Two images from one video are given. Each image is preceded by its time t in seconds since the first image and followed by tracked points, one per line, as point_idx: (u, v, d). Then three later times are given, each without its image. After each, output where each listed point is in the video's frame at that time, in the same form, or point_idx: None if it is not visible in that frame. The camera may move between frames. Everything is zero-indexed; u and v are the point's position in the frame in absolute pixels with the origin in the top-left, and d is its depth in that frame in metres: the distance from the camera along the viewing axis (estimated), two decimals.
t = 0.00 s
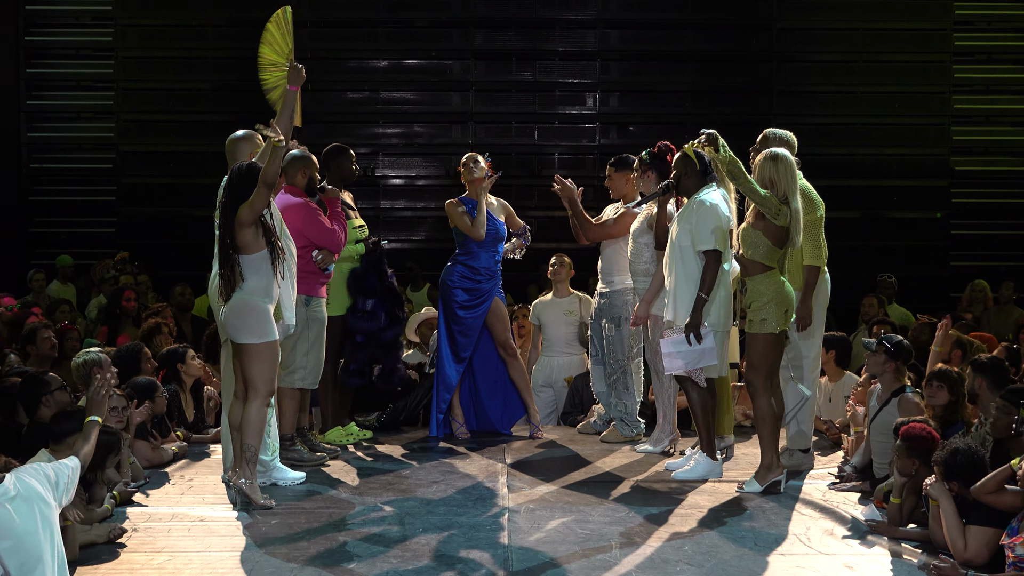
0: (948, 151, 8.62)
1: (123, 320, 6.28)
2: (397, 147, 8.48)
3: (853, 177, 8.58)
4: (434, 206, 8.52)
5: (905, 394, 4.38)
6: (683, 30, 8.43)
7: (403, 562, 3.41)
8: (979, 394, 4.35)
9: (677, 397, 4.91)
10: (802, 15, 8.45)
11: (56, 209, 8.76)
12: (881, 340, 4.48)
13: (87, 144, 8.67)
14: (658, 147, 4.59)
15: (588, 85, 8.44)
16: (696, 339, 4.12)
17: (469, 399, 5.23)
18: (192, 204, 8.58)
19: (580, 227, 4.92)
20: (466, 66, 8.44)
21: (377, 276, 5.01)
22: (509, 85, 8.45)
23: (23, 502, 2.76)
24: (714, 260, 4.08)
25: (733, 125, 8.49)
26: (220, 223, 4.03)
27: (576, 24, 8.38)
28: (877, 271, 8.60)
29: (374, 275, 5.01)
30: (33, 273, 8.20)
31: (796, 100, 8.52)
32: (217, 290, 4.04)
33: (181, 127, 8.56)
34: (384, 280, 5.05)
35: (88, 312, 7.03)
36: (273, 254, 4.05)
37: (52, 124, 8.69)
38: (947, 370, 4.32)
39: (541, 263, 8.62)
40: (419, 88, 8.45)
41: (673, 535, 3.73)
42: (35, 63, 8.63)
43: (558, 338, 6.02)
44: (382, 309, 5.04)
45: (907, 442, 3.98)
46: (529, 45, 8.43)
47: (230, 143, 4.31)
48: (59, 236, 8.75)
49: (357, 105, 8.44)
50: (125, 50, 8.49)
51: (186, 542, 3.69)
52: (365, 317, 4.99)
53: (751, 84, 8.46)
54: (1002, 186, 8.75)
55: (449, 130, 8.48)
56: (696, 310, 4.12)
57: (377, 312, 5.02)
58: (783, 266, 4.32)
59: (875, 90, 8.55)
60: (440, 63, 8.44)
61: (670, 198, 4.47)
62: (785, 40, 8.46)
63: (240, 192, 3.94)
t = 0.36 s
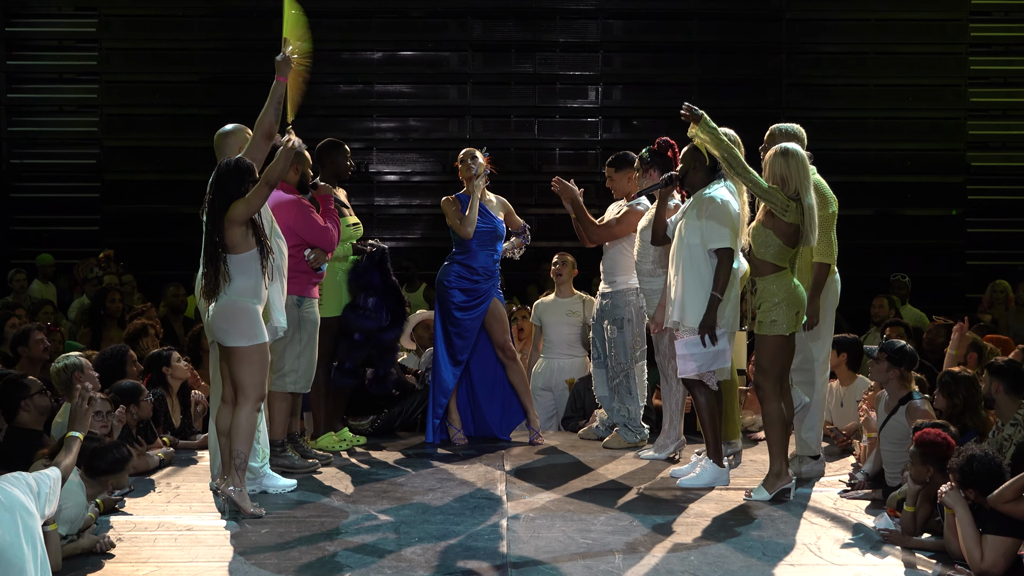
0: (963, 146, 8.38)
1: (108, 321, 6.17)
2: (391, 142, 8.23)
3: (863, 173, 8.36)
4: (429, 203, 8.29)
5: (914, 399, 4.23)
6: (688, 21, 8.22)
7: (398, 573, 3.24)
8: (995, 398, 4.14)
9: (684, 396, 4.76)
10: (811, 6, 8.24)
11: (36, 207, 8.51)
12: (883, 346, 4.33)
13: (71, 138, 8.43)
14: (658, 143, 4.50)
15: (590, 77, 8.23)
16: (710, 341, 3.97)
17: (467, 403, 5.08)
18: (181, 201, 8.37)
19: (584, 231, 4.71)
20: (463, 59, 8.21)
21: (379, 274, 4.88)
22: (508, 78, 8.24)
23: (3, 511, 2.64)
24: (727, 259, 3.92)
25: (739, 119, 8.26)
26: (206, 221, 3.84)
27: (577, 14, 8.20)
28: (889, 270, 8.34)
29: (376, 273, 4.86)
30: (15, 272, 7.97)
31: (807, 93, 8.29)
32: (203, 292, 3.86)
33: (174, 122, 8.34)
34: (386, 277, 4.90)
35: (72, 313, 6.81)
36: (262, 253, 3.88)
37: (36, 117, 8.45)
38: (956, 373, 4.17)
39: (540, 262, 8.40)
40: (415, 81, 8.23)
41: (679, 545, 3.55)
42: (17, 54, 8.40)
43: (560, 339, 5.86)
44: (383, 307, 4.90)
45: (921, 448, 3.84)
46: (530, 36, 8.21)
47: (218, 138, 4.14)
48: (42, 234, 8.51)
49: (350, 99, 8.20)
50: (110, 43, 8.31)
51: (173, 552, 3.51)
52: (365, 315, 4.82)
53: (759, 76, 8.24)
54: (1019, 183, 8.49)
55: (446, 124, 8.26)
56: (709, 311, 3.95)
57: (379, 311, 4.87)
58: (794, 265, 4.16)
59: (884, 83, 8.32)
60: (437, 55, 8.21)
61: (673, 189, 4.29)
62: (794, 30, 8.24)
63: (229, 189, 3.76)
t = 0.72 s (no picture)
0: (981, 141, 7.96)
1: (91, 322, 6.00)
2: (386, 136, 7.84)
3: (874, 169, 7.97)
4: (425, 200, 7.91)
5: (923, 406, 4.06)
6: (695, 11, 7.84)
7: None
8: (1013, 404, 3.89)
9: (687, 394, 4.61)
10: None
11: (19, 204, 8.18)
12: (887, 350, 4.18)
13: (54, 132, 8.10)
14: (665, 139, 4.33)
15: (592, 69, 7.84)
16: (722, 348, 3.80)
17: (464, 407, 4.93)
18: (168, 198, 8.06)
19: (591, 241, 4.58)
20: (460, 49, 7.81)
21: (374, 273, 4.70)
22: (507, 70, 7.85)
23: None
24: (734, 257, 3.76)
25: (746, 113, 7.88)
26: (192, 219, 3.69)
27: (580, 3, 7.80)
28: (901, 270, 7.98)
29: (371, 271, 4.69)
30: None
31: (816, 86, 7.90)
32: (190, 292, 3.70)
33: (164, 116, 7.94)
34: (380, 275, 4.73)
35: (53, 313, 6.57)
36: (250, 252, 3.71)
37: (18, 112, 8.12)
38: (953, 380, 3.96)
39: (540, 261, 8.04)
40: (409, 73, 7.83)
41: (686, 556, 3.37)
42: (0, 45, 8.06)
43: (562, 341, 5.71)
44: (381, 307, 4.72)
45: (936, 455, 3.62)
46: (528, 26, 7.83)
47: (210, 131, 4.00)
48: (23, 232, 8.17)
49: (343, 92, 7.82)
50: (93, 33, 7.95)
51: (158, 563, 3.34)
52: (364, 317, 4.64)
53: (766, 68, 7.85)
54: None
55: (442, 118, 7.84)
56: (720, 315, 3.79)
57: (376, 311, 4.69)
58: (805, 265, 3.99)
59: (899, 74, 7.93)
60: (433, 46, 7.80)
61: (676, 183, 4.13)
62: (801, 20, 7.87)
63: (216, 185, 3.61)
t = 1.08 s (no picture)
0: (997, 136, 7.57)
1: (71, 326, 5.84)
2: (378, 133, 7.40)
3: (891, 167, 7.55)
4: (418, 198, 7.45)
5: (924, 412, 3.86)
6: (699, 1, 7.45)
7: None
8: None
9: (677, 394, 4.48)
10: None
11: None
12: (886, 355, 4.04)
13: (35, 128, 7.60)
14: (676, 136, 4.11)
15: (592, 63, 7.46)
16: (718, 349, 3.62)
17: (459, 414, 4.77)
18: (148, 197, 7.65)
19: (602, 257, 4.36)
20: (455, 43, 7.42)
21: (364, 274, 4.54)
22: (505, 64, 7.45)
23: None
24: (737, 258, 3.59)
25: (754, 109, 7.49)
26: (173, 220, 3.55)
27: None
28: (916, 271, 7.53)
29: (361, 272, 4.53)
30: None
31: (824, 80, 7.52)
32: (172, 295, 3.56)
33: (146, 111, 7.49)
34: (370, 276, 4.56)
35: (31, 317, 6.35)
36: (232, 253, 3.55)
37: None
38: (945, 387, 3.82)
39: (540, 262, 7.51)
40: (403, 66, 7.42)
41: (691, 568, 3.20)
42: None
43: (563, 346, 5.55)
44: (371, 310, 4.55)
45: (953, 461, 3.42)
46: (525, 18, 7.44)
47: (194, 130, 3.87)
48: None
49: (332, 87, 7.38)
50: (73, 26, 7.50)
51: None
52: (352, 319, 4.47)
53: (770, 61, 7.46)
54: None
55: (437, 114, 7.43)
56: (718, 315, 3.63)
57: (366, 314, 4.52)
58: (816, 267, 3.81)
59: (912, 69, 7.55)
60: (426, 39, 7.41)
61: (681, 182, 3.98)
62: (810, 12, 7.49)
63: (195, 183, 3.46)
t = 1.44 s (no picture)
0: (1011, 132, 7.26)
1: (58, 326, 5.75)
2: (374, 128, 7.12)
3: (904, 163, 7.24)
4: (416, 196, 7.20)
5: (923, 414, 3.74)
6: None
7: None
8: None
9: (661, 396, 4.36)
10: None
11: None
12: (873, 365, 3.88)
13: (18, 124, 7.30)
14: (691, 128, 4.00)
15: (595, 56, 7.13)
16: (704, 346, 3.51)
17: (458, 419, 4.65)
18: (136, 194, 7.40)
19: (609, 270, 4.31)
20: (454, 35, 7.09)
21: (361, 273, 4.41)
22: (504, 56, 7.14)
23: None
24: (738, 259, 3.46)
25: (767, 103, 7.14)
26: (160, 218, 3.42)
27: None
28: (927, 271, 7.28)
29: (358, 271, 4.40)
30: None
31: (837, 73, 7.17)
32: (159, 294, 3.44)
33: (131, 106, 7.14)
34: (368, 276, 4.43)
35: (18, 317, 6.22)
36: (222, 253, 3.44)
37: None
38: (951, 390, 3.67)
39: (541, 261, 7.32)
40: (400, 59, 7.09)
41: None
42: None
43: (567, 347, 5.43)
44: (367, 311, 4.43)
45: (970, 465, 3.27)
46: (527, 9, 7.10)
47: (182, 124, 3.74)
48: None
49: (327, 81, 7.06)
50: (57, 17, 7.16)
51: None
52: (350, 320, 4.36)
53: (781, 55, 7.13)
54: None
55: (435, 108, 7.12)
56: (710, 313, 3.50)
57: (362, 314, 4.39)
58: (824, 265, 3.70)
59: (930, 62, 7.22)
60: (424, 31, 7.08)
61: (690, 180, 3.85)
62: (821, 3, 7.13)
63: (184, 180, 3.34)
